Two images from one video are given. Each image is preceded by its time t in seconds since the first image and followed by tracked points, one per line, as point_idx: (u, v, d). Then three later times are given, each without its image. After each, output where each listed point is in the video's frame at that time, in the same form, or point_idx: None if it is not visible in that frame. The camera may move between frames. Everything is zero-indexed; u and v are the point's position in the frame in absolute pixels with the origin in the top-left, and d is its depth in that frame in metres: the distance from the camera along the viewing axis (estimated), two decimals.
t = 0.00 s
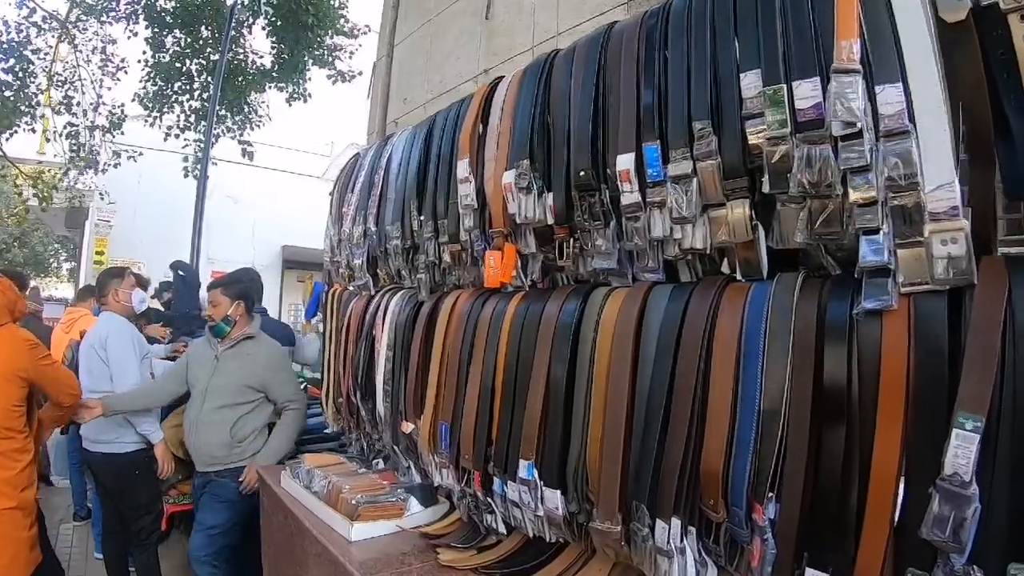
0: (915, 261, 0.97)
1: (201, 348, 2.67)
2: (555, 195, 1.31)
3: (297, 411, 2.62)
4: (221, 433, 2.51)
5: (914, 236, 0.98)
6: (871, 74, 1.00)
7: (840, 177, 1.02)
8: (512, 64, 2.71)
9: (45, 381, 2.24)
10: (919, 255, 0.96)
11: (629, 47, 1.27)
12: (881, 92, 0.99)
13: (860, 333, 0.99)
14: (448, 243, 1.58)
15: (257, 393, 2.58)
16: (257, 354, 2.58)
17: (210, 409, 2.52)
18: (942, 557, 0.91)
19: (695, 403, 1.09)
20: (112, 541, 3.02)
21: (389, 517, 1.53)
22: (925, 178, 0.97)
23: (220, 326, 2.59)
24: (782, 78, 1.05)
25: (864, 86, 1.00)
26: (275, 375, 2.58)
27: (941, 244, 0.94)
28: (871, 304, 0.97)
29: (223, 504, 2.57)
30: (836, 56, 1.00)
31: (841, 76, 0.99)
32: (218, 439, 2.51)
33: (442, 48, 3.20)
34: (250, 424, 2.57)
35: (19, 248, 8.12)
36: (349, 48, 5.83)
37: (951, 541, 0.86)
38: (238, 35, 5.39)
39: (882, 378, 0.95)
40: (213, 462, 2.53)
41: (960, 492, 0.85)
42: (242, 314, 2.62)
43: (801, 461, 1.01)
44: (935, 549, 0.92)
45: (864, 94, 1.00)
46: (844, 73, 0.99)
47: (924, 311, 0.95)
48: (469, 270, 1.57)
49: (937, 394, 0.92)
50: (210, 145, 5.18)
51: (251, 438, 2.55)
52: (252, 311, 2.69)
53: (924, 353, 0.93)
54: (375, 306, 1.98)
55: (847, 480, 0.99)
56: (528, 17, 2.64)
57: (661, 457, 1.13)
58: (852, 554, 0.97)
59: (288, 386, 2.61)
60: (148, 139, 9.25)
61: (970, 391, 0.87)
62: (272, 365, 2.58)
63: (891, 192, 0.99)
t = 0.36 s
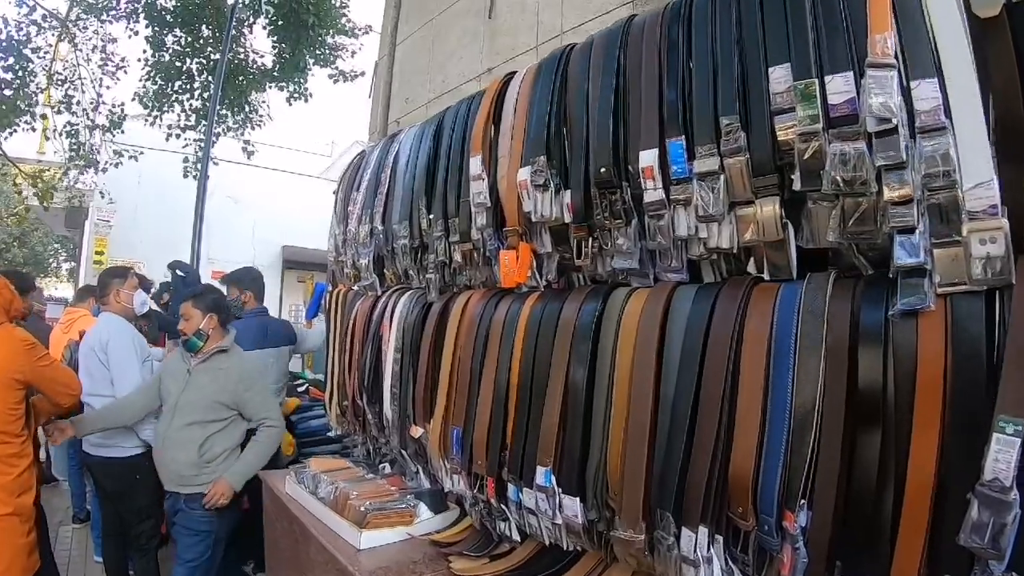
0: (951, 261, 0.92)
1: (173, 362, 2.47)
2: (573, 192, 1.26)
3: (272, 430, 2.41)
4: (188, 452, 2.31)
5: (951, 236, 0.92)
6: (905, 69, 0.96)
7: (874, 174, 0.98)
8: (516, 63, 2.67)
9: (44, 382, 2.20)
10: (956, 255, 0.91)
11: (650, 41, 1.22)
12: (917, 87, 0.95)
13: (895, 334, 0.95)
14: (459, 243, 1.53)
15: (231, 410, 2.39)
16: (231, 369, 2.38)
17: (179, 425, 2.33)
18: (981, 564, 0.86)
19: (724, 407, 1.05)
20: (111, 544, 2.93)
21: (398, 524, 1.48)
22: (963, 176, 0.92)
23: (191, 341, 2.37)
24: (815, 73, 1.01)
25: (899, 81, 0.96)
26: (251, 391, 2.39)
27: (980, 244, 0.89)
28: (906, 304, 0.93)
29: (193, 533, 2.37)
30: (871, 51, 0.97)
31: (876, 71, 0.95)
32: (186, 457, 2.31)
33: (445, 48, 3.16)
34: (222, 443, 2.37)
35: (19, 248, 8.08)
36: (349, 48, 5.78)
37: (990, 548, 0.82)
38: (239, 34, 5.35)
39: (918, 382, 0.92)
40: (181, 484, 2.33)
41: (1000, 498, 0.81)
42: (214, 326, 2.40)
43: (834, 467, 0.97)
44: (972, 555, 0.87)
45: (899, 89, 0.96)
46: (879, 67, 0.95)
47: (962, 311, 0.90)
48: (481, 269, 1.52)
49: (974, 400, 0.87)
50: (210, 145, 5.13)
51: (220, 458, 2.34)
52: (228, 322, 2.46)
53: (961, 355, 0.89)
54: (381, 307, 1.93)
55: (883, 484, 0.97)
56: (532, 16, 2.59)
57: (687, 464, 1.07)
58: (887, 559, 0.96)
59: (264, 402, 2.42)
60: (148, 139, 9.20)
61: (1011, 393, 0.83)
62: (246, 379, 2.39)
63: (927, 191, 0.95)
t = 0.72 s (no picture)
0: (984, 260, 0.90)
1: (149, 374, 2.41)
2: (591, 188, 1.23)
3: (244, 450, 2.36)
4: (160, 471, 2.28)
5: (984, 233, 0.90)
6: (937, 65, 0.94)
7: (906, 169, 0.94)
8: (518, 62, 2.64)
9: (42, 385, 2.17)
10: (989, 253, 0.89)
11: (672, 35, 1.19)
12: (948, 83, 0.93)
13: (927, 334, 0.91)
14: (472, 241, 1.49)
15: (203, 428, 2.34)
16: (203, 387, 2.33)
17: (151, 445, 2.29)
18: (1015, 564, 0.85)
19: (751, 408, 1.02)
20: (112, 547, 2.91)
21: (409, 529, 1.45)
22: (998, 172, 0.90)
23: (165, 353, 2.30)
24: (844, 67, 0.98)
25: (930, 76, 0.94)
26: (219, 412, 2.34)
27: (1015, 240, 0.86)
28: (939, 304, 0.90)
29: (167, 548, 2.31)
30: (901, 45, 0.94)
31: (907, 66, 0.92)
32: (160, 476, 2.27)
33: (447, 47, 3.12)
34: (196, 461, 2.33)
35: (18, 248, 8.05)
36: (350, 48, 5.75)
37: None
38: (239, 34, 5.31)
39: (951, 384, 0.88)
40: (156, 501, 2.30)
41: None
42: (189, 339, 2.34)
43: (866, 469, 0.94)
44: (1006, 555, 0.86)
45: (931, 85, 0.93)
46: (910, 62, 0.92)
47: (995, 311, 0.88)
48: (494, 268, 1.49)
49: (1010, 401, 0.85)
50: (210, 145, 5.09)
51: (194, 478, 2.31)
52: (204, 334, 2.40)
53: (994, 355, 0.86)
54: (389, 308, 1.89)
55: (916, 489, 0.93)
56: (535, 15, 2.56)
57: (714, 467, 1.04)
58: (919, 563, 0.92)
59: (235, 421, 2.37)
60: (147, 139, 9.16)
61: None
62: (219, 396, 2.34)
63: (959, 189, 0.92)
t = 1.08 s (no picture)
0: None
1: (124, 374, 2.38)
2: (617, 186, 1.19)
3: (212, 445, 2.29)
4: (137, 472, 2.21)
5: None
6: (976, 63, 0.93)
7: (946, 168, 0.93)
8: (520, 62, 2.61)
9: (39, 391, 2.10)
10: None
11: (700, 29, 1.15)
12: (988, 82, 0.92)
13: (968, 337, 0.90)
14: (488, 240, 1.45)
15: (174, 425, 2.28)
16: (175, 380, 2.29)
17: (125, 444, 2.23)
18: None
19: (789, 412, 0.99)
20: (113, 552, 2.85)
21: (426, 537, 1.41)
22: None
23: (140, 349, 2.27)
24: (883, 64, 0.96)
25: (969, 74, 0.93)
26: (186, 408, 2.28)
27: None
28: (980, 304, 0.89)
29: (150, 555, 2.31)
30: (942, 43, 0.93)
31: (951, 64, 0.91)
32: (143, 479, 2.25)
33: (449, 45, 3.08)
34: (168, 460, 2.25)
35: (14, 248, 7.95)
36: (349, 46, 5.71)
37: None
38: (238, 32, 5.26)
39: (992, 388, 0.87)
40: (140, 506, 2.28)
41: None
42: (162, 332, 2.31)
43: (906, 471, 0.92)
44: None
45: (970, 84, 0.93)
46: (953, 60, 0.91)
47: None
48: (512, 268, 1.45)
49: None
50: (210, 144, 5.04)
51: (165, 477, 2.23)
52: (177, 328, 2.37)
53: None
54: (400, 309, 1.85)
55: (959, 490, 0.90)
56: (539, 13, 2.52)
57: (749, 472, 1.01)
58: (961, 565, 0.90)
59: (203, 416, 2.30)
60: (145, 138, 9.09)
61: None
62: (187, 386, 2.29)
63: (1000, 187, 0.92)
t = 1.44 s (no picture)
0: None
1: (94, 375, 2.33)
2: (641, 183, 1.16)
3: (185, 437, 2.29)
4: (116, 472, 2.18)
5: None
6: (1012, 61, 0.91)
7: (983, 167, 0.90)
8: (523, 60, 2.57)
9: (35, 396, 2.02)
10: None
11: (728, 23, 1.12)
12: None
13: (1006, 337, 0.85)
14: (503, 238, 1.41)
15: (147, 422, 2.25)
16: (149, 376, 2.26)
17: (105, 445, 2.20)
18: None
19: (824, 415, 0.96)
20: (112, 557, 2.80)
21: (440, 545, 1.37)
22: None
23: (112, 347, 2.23)
24: (920, 62, 0.94)
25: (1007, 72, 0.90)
26: (158, 403, 2.26)
27: None
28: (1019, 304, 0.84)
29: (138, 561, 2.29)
30: (978, 42, 0.91)
31: (989, 64, 0.89)
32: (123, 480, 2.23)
33: (451, 43, 3.04)
34: (142, 456, 2.21)
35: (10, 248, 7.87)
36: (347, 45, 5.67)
37: None
38: (236, 30, 5.21)
39: None
40: (121, 509, 2.25)
41: None
42: (135, 329, 2.27)
43: (944, 474, 0.90)
44: None
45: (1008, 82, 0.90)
46: (990, 60, 0.90)
47: None
48: (528, 268, 1.41)
49: None
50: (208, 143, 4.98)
51: (140, 473, 2.20)
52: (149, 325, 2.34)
53: None
54: (409, 308, 1.80)
55: (996, 496, 0.88)
56: (541, 11, 2.49)
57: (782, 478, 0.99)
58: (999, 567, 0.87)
59: (175, 409, 2.28)
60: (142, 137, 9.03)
61: None
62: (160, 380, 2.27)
63: None
